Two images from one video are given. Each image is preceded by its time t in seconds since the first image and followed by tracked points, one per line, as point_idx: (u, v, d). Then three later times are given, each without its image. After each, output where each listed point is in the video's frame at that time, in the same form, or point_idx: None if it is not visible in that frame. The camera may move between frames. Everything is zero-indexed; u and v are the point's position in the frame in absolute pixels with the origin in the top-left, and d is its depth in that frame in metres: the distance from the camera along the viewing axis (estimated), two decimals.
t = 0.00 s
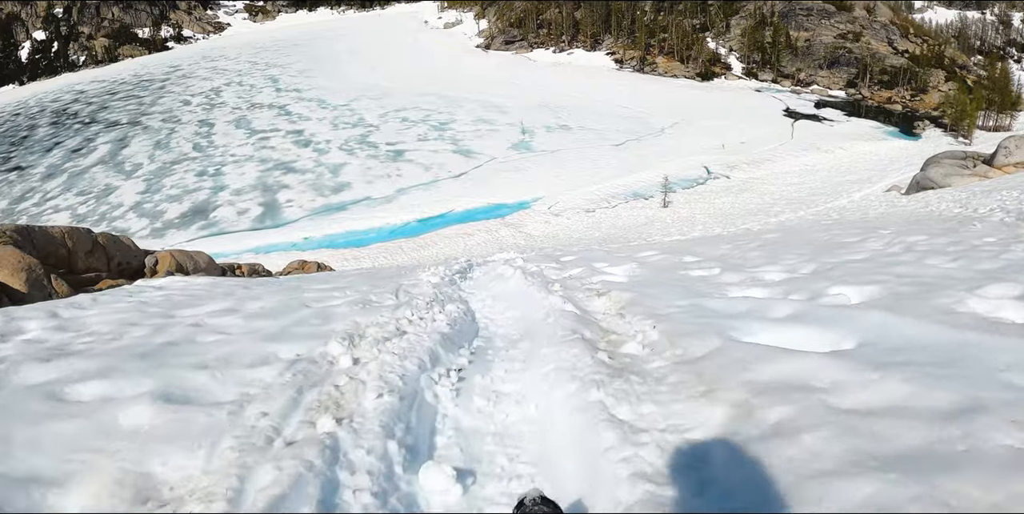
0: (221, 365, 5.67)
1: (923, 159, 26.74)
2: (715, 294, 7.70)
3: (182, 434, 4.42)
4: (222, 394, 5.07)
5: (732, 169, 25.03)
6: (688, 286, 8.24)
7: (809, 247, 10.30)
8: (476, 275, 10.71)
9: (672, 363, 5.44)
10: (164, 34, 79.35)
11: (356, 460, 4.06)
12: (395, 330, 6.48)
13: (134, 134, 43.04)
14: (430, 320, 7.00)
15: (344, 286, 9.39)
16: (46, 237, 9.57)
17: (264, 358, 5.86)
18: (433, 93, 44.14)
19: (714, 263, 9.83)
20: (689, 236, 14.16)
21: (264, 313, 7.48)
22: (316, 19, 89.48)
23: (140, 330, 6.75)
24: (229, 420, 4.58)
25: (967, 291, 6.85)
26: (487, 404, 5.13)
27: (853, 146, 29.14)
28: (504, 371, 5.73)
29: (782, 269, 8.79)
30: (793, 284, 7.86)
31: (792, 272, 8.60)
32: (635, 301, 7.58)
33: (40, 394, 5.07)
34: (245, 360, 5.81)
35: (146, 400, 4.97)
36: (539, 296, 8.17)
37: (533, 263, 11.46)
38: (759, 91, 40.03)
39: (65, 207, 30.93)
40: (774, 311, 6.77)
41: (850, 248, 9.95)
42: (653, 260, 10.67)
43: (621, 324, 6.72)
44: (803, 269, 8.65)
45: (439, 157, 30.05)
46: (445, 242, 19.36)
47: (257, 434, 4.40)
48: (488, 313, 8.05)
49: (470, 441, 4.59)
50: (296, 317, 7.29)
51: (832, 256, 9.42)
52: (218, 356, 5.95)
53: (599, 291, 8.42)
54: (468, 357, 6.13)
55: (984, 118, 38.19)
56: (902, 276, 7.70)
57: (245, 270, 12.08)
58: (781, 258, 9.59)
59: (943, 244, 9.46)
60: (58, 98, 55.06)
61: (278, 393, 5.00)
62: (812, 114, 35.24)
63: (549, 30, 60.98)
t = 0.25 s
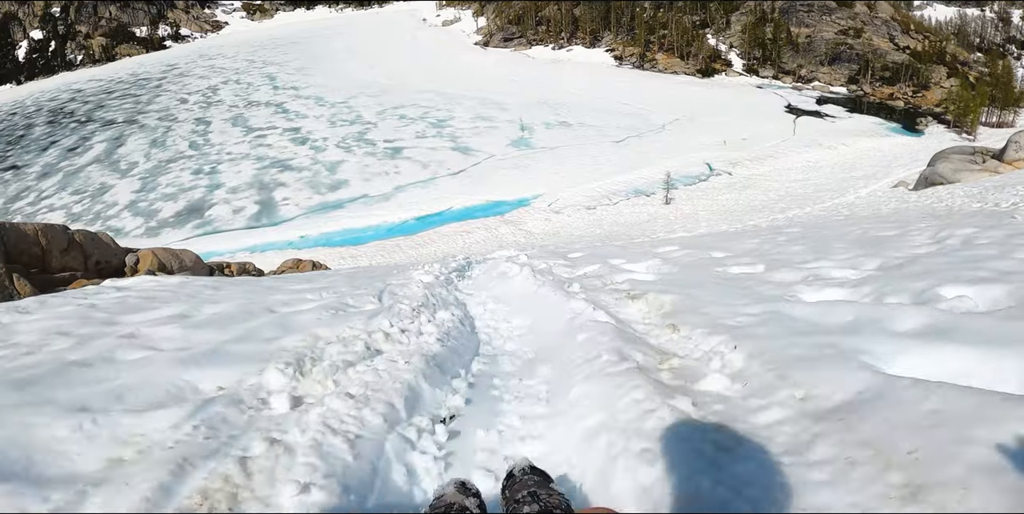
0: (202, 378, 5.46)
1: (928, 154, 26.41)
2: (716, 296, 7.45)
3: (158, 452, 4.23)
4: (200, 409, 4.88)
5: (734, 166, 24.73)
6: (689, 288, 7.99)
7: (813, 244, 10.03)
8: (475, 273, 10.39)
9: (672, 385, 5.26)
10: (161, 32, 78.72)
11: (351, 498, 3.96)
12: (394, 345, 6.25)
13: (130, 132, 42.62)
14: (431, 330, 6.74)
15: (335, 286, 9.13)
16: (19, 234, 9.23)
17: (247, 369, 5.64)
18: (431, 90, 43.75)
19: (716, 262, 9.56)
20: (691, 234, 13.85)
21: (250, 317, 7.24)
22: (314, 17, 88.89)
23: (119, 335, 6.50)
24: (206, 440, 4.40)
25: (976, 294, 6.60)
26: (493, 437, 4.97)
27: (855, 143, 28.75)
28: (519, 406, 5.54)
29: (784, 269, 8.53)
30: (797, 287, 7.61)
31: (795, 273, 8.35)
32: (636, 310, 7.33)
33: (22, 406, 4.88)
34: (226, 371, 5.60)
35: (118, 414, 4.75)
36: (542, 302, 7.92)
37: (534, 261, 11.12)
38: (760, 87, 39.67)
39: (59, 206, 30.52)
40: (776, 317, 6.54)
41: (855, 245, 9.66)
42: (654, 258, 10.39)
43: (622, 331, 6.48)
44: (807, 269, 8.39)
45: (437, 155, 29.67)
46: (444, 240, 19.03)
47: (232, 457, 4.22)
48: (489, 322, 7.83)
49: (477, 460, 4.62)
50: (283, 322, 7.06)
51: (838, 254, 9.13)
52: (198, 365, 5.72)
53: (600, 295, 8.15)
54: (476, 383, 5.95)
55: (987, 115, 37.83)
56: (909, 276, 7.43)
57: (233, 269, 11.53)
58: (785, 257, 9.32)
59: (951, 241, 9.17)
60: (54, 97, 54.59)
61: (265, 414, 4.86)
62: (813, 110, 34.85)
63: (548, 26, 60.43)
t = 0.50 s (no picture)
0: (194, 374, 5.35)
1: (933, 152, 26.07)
2: (720, 296, 7.31)
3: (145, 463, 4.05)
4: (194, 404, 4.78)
5: (738, 165, 24.43)
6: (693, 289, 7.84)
7: (819, 245, 9.86)
8: (480, 271, 10.23)
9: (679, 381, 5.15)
10: (161, 31, 78.38)
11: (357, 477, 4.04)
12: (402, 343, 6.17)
13: (129, 130, 42.34)
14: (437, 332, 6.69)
15: (333, 286, 8.98)
16: None
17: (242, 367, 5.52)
18: (432, 88, 43.45)
19: (720, 261, 9.38)
20: (695, 233, 13.66)
21: (245, 315, 7.11)
22: (314, 16, 88.55)
23: (110, 335, 6.37)
24: (197, 436, 4.30)
25: (986, 302, 6.48)
26: (503, 434, 4.89)
27: (858, 142, 28.36)
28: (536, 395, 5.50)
29: (789, 273, 8.40)
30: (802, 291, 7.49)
31: (801, 277, 8.20)
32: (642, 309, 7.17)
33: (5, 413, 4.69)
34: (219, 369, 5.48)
35: (107, 412, 4.63)
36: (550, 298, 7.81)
37: (539, 261, 10.94)
38: (763, 85, 39.34)
39: (57, 205, 30.26)
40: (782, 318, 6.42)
41: (862, 247, 9.49)
42: (658, 257, 10.22)
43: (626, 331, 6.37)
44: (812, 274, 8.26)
45: (437, 153, 29.41)
46: (443, 239, 18.74)
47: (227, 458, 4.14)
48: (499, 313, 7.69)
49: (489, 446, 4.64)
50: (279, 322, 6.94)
51: (843, 257, 8.99)
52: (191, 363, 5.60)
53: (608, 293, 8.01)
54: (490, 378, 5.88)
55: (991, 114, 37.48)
56: (917, 287, 7.30)
57: (224, 272, 11.00)
58: (790, 259, 9.17)
59: (960, 244, 9.00)
60: (53, 96, 54.29)
61: (263, 407, 4.79)
62: (817, 109, 34.55)
63: (549, 24, 60.11)
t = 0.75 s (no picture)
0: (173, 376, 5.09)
1: (939, 151, 25.75)
2: (724, 298, 7.06)
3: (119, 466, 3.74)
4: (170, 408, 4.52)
5: (741, 164, 24.13)
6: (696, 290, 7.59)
7: (826, 243, 9.57)
8: (477, 275, 9.96)
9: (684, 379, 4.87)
10: (161, 31, 78.10)
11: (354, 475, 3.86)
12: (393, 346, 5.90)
13: (128, 131, 42.08)
14: (428, 335, 6.42)
15: (326, 289, 8.74)
16: None
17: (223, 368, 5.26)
18: (432, 88, 43.16)
19: (725, 262, 9.12)
20: (699, 234, 13.37)
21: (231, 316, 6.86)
22: (314, 16, 88.23)
23: (89, 333, 6.10)
24: (167, 440, 4.03)
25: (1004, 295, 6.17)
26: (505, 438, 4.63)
27: (863, 141, 28.04)
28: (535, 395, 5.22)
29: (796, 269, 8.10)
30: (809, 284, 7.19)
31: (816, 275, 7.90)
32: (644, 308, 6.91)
33: None
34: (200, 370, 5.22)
35: (77, 415, 4.38)
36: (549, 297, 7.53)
37: (538, 263, 10.68)
38: (765, 85, 39.02)
39: (54, 205, 29.99)
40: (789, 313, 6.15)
41: (871, 243, 9.19)
42: (661, 261, 9.95)
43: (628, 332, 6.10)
44: (820, 268, 7.97)
45: (437, 153, 29.11)
46: (443, 241, 18.45)
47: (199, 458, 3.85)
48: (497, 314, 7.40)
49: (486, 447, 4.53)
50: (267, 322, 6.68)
51: (852, 251, 8.68)
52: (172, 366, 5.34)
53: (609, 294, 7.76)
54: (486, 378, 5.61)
55: (996, 113, 37.12)
56: (930, 275, 6.99)
57: (211, 276, 10.55)
58: (797, 256, 8.87)
59: (974, 240, 8.68)
60: (53, 97, 54.04)
61: (244, 409, 4.48)
62: (820, 108, 34.20)
63: (549, 24, 59.81)
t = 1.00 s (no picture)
0: (151, 390, 4.90)
1: (942, 150, 25.52)
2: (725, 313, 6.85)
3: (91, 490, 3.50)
4: (142, 422, 4.33)
5: (743, 165, 23.89)
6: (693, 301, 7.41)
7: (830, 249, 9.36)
8: (475, 285, 9.73)
9: (677, 393, 4.63)
10: (159, 35, 77.99)
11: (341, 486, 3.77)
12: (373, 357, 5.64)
13: (125, 135, 41.88)
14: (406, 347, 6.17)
15: (320, 296, 8.53)
16: None
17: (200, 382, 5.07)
18: (430, 90, 42.96)
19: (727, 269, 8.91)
20: (702, 236, 13.15)
21: (219, 326, 6.69)
22: (313, 19, 88.12)
23: (69, 343, 5.89)
24: (143, 463, 3.79)
25: None
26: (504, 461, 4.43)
27: (865, 140, 27.80)
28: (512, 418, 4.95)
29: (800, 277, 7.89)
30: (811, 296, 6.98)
31: (826, 280, 7.66)
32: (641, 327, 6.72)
33: None
34: (178, 384, 5.03)
35: (40, 436, 4.10)
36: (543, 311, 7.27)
37: (537, 269, 10.44)
38: (766, 85, 38.81)
39: (50, 210, 29.75)
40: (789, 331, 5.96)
41: (877, 248, 8.97)
42: (664, 265, 9.76)
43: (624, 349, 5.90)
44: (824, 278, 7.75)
45: (436, 155, 28.87)
46: (442, 244, 18.20)
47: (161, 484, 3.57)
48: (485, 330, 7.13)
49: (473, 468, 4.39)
50: (252, 333, 6.46)
51: (861, 258, 8.42)
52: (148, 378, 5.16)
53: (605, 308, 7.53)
54: (469, 396, 5.37)
55: (999, 111, 36.86)
56: (940, 284, 6.74)
57: (201, 284, 10.27)
58: (801, 263, 8.67)
59: (985, 244, 8.42)
60: (51, 101, 53.86)
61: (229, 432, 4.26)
62: (821, 107, 33.96)
63: (549, 26, 59.69)
